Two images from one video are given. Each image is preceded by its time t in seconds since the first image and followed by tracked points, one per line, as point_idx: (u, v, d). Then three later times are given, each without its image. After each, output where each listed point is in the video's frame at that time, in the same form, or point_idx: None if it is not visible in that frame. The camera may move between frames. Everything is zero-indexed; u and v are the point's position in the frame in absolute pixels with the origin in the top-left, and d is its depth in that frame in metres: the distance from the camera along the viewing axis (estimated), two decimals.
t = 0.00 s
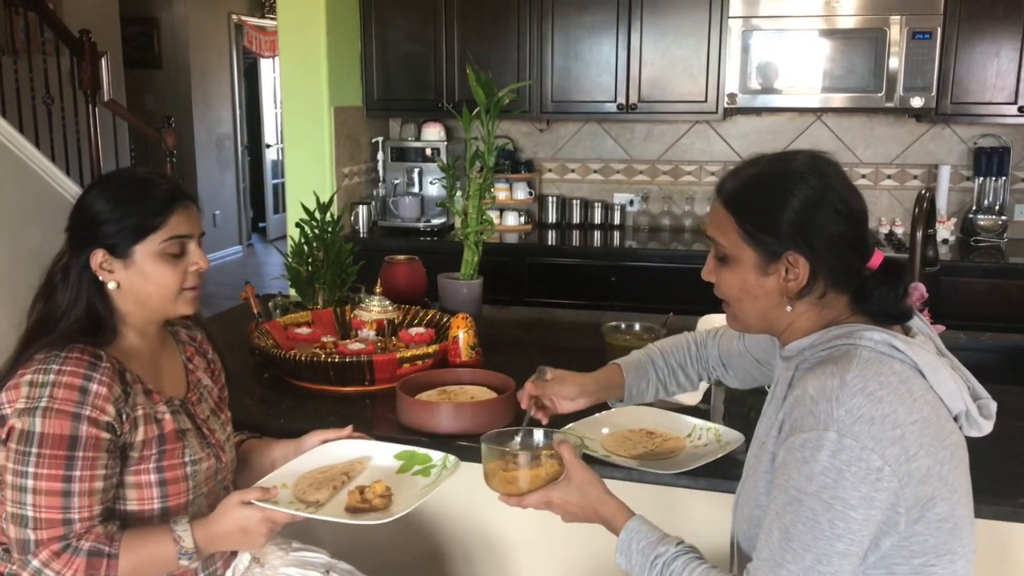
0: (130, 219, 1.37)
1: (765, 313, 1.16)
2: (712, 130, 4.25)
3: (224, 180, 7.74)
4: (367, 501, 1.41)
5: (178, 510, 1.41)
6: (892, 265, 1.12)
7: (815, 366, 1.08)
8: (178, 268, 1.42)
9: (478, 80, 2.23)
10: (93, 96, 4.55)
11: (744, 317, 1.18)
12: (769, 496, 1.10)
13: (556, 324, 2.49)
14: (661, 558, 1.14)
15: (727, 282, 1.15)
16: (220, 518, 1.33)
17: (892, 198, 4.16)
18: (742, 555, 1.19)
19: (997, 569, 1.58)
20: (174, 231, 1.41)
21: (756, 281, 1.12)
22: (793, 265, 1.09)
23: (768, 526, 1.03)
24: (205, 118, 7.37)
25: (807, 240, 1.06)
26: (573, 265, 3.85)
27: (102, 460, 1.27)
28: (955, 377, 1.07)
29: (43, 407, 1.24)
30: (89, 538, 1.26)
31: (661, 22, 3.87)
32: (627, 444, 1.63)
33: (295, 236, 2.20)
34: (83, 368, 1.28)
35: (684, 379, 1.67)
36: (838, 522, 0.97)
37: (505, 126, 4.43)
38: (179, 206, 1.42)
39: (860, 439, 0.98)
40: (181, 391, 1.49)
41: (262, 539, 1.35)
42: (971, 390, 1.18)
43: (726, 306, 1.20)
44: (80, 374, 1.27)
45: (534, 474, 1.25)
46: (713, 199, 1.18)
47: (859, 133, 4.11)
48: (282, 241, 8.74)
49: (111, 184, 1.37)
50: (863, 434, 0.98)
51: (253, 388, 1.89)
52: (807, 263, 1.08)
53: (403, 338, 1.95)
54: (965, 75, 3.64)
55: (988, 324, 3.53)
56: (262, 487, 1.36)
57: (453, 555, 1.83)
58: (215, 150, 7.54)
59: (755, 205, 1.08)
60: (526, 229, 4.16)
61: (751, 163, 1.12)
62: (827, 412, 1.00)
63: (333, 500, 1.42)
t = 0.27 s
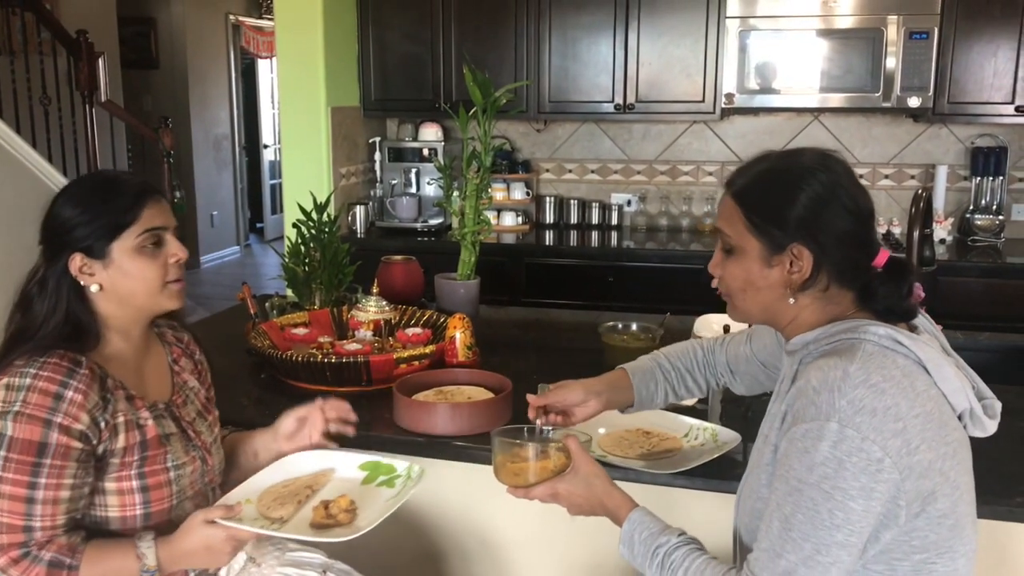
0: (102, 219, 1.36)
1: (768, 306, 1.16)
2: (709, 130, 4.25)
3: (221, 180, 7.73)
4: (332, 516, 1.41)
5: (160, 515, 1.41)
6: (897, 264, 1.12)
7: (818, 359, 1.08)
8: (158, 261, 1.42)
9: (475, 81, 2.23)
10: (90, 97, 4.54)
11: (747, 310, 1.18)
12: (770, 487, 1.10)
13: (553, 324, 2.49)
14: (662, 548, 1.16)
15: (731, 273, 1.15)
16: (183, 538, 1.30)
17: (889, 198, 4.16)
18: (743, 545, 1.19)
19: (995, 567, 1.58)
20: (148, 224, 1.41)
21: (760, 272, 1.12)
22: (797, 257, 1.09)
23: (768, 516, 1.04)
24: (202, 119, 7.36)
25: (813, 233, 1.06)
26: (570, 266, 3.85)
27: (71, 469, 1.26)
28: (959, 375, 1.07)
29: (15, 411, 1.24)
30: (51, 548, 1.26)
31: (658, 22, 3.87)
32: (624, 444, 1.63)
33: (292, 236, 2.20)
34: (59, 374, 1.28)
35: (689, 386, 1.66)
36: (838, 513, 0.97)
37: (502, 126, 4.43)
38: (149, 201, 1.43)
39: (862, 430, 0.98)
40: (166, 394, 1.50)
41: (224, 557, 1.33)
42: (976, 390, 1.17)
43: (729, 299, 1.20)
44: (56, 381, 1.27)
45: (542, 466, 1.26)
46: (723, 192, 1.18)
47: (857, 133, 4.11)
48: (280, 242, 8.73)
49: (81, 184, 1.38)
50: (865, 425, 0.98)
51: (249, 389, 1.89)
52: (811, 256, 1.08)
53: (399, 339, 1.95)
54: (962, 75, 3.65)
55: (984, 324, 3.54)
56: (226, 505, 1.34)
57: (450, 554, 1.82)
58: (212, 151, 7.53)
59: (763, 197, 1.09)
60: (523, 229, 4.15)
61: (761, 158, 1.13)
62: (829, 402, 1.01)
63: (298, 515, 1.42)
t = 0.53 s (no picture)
0: (86, 226, 1.37)
1: (774, 301, 1.16)
2: (708, 129, 4.25)
3: (221, 180, 7.72)
4: (305, 539, 1.40)
5: (140, 521, 1.41)
6: (904, 263, 1.13)
7: (823, 353, 1.09)
8: (144, 266, 1.43)
9: (473, 80, 2.22)
10: (89, 97, 4.54)
11: (753, 304, 1.18)
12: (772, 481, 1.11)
13: (553, 323, 2.48)
14: (665, 537, 1.17)
15: (740, 266, 1.15)
16: (155, 554, 1.32)
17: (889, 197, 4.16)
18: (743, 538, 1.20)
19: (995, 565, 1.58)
20: (134, 229, 1.42)
21: (768, 266, 1.12)
22: (806, 253, 1.09)
23: (769, 509, 1.04)
24: (201, 118, 7.36)
25: (823, 230, 1.07)
26: (569, 265, 3.85)
27: (43, 476, 1.28)
28: (963, 373, 1.07)
29: None
30: (22, 557, 1.29)
31: (657, 21, 3.87)
32: (623, 443, 1.63)
33: (290, 235, 2.20)
34: (34, 381, 1.30)
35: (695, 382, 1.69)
36: (839, 505, 0.98)
37: (501, 125, 4.43)
38: (136, 205, 1.43)
39: (864, 424, 0.98)
40: (148, 397, 1.49)
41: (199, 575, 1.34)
42: (980, 389, 1.20)
43: (735, 293, 1.20)
44: (30, 388, 1.29)
45: (550, 453, 1.28)
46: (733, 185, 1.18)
47: (856, 132, 4.11)
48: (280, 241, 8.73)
49: (66, 190, 1.38)
50: (867, 419, 0.98)
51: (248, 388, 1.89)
52: (821, 253, 1.08)
53: (398, 338, 1.95)
54: (960, 74, 3.65)
55: (983, 323, 3.54)
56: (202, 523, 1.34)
57: (449, 552, 1.82)
58: (211, 150, 7.53)
59: (776, 192, 1.09)
60: (523, 228, 4.15)
61: (774, 153, 1.12)
62: (832, 396, 1.01)
63: (272, 536, 1.42)
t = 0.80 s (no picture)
0: (82, 228, 1.36)
1: (781, 297, 1.16)
2: (708, 128, 4.24)
3: (220, 179, 7.72)
4: (296, 538, 1.40)
5: (132, 519, 1.41)
6: (912, 260, 1.12)
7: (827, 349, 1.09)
8: (138, 269, 1.42)
9: (472, 79, 2.22)
10: (89, 96, 4.53)
11: (761, 299, 1.18)
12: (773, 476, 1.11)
13: (553, 322, 2.49)
14: (667, 530, 1.17)
15: (747, 263, 1.15)
16: (149, 553, 1.32)
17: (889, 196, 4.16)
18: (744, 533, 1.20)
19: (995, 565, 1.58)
20: (130, 232, 1.41)
21: (774, 262, 1.12)
22: (812, 250, 1.09)
23: (769, 504, 1.04)
24: (201, 117, 7.35)
25: (829, 226, 1.06)
26: (569, 264, 3.85)
27: (33, 476, 1.28)
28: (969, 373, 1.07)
29: None
30: (14, 557, 1.29)
31: (657, 20, 3.86)
32: (622, 442, 1.63)
33: (290, 235, 2.20)
34: (22, 382, 1.30)
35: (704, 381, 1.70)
36: (839, 500, 0.98)
37: (500, 124, 4.43)
38: (133, 208, 1.43)
39: (866, 419, 0.98)
40: (137, 392, 1.50)
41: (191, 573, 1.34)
42: (985, 392, 1.18)
43: (743, 289, 1.20)
44: (18, 389, 1.29)
45: (558, 445, 1.31)
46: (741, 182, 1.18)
47: (856, 130, 4.11)
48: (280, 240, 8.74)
49: (60, 192, 1.37)
50: (869, 415, 0.98)
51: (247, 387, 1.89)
52: (826, 249, 1.08)
53: (398, 338, 1.95)
54: (961, 73, 3.65)
55: (982, 321, 3.54)
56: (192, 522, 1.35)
57: (449, 551, 1.82)
58: (211, 150, 7.53)
59: (782, 189, 1.09)
60: (522, 227, 4.15)
61: (781, 149, 1.12)
62: (834, 391, 1.01)
63: (264, 535, 1.42)
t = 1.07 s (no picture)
0: (83, 228, 1.36)
1: (778, 296, 1.17)
2: (707, 127, 4.24)
3: (220, 178, 7.72)
4: (295, 535, 1.41)
5: (130, 520, 1.41)
6: (911, 256, 1.09)
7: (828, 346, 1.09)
8: (139, 271, 1.41)
9: (470, 78, 2.22)
10: (88, 95, 4.53)
11: (759, 298, 1.20)
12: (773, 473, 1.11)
13: (552, 321, 2.48)
14: (668, 526, 1.18)
15: (740, 262, 1.18)
16: (146, 554, 1.32)
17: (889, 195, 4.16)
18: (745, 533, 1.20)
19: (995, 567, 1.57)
20: (131, 234, 1.41)
21: (764, 261, 1.13)
22: (796, 248, 1.10)
23: (768, 501, 1.04)
24: (201, 116, 7.35)
25: (814, 224, 1.06)
26: (568, 263, 3.85)
27: (31, 477, 1.28)
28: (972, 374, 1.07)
29: None
30: (12, 559, 1.29)
31: (656, 19, 3.86)
32: (620, 441, 1.63)
33: (288, 234, 2.20)
34: (20, 382, 1.30)
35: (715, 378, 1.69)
36: (836, 498, 0.98)
37: (500, 123, 4.43)
38: (134, 209, 1.43)
39: (864, 417, 0.98)
40: (134, 394, 1.50)
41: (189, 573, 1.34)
42: (988, 396, 1.19)
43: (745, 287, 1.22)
44: (16, 390, 1.29)
45: (567, 441, 1.36)
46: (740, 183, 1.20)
47: (855, 129, 4.11)
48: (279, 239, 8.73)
49: (61, 192, 1.37)
50: (868, 413, 0.98)
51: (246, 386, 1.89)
52: (809, 247, 1.09)
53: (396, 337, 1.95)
54: (960, 72, 3.64)
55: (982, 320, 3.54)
56: (191, 522, 1.36)
57: (448, 551, 1.82)
58: (211, 149, 7.53)
59: (769, 187, 1.09)
60: (522, 226, 4.15)
61: (774, 150, 1.12)
62: (834, 388, 1.01)
63: (263, 533, 1.42)
